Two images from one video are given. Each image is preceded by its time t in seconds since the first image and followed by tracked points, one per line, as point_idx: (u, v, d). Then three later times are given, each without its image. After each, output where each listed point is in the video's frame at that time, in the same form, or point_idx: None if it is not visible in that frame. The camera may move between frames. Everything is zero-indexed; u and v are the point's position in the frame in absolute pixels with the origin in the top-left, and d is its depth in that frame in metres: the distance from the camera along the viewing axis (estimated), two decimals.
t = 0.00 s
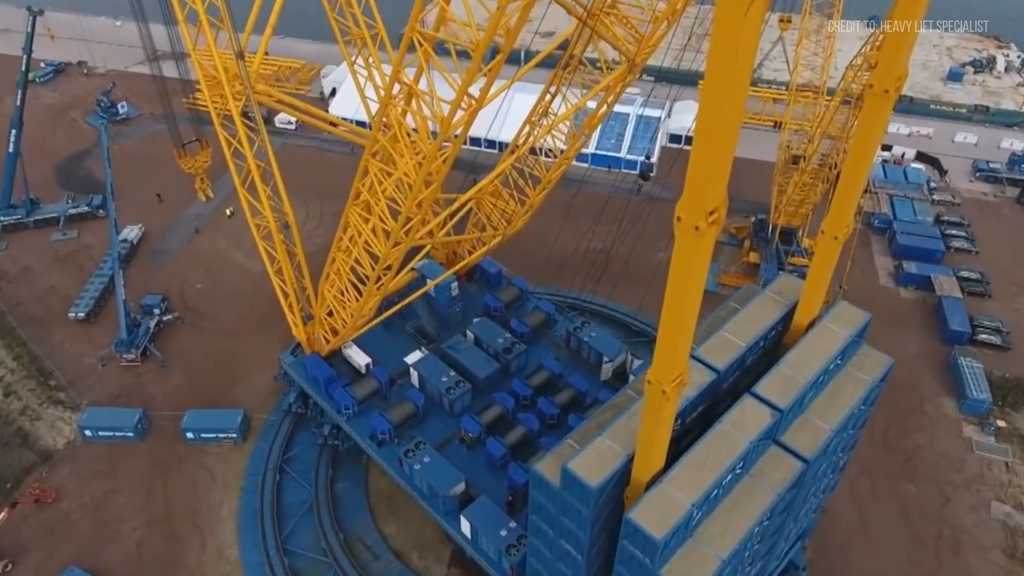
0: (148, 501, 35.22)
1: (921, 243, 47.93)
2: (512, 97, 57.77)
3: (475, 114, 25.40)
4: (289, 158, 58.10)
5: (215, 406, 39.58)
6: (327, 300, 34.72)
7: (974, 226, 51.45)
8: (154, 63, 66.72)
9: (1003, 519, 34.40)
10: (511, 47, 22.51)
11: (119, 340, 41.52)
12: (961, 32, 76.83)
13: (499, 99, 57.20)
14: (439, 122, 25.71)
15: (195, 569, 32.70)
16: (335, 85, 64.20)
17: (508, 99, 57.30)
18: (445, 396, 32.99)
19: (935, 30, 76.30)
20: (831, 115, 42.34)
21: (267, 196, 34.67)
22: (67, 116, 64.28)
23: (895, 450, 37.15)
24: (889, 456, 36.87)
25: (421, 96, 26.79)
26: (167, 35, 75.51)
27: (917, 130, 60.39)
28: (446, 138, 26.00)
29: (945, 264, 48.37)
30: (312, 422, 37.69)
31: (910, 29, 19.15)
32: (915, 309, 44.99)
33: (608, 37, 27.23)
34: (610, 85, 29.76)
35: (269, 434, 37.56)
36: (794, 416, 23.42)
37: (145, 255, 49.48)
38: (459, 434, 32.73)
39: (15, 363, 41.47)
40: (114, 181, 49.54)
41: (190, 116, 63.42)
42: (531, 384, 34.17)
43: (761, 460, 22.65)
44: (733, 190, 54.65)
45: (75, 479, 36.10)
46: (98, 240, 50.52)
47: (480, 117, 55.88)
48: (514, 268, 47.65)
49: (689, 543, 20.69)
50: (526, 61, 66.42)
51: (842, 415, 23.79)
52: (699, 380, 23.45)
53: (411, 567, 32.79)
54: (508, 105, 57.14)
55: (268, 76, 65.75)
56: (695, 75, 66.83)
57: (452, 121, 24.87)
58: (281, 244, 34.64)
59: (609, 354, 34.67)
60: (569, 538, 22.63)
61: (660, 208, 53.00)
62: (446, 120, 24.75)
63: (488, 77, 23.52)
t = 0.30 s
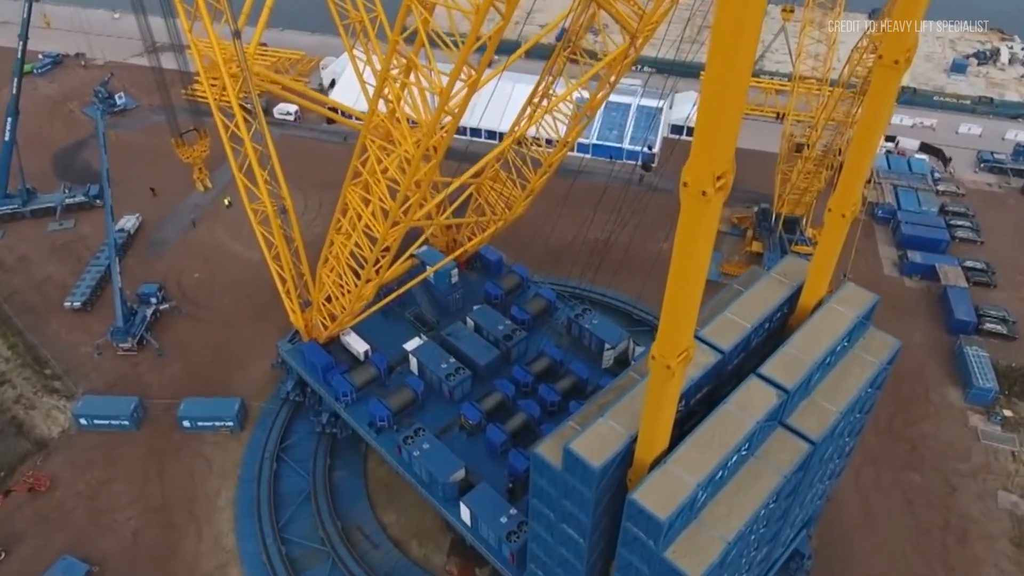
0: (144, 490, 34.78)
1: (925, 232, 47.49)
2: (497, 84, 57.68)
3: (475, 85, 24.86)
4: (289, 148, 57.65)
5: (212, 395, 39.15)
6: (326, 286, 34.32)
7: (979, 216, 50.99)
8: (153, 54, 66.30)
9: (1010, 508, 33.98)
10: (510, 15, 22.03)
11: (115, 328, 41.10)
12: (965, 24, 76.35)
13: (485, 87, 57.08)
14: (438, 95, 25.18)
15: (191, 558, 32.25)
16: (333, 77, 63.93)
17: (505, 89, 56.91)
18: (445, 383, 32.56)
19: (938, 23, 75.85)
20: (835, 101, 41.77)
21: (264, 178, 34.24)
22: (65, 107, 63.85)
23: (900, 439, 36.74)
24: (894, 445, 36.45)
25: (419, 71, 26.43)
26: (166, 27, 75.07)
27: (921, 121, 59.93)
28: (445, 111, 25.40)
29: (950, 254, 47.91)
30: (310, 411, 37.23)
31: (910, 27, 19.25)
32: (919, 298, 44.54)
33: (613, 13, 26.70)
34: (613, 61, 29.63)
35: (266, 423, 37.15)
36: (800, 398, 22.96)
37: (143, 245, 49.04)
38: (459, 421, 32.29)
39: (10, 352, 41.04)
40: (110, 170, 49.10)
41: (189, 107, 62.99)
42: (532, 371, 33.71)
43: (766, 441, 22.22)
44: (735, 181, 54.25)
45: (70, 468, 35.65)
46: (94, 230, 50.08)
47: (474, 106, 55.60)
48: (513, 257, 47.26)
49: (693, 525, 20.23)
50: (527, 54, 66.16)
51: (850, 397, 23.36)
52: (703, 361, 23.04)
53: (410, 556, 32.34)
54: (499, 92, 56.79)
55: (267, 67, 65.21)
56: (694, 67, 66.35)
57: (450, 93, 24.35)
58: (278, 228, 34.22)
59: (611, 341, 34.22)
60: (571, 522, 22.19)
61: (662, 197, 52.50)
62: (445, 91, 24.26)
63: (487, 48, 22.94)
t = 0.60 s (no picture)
0: (139, 479, 34.23)
1: (930, 222, 46.95)
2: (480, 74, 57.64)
3: (475, 56, 24.20)
4: (287, 139, 57.06)
5: (208, 384, 38.61)
6: (323, 273, 33.78)
7: (984, 206, 50.46)
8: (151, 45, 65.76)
9: (1019, 498, 33.47)
10: None
11: (110, 317, 40.57)
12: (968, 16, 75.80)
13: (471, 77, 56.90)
14: (437, 67, 24.52)
15: (187, 548, 31.71)
16: (333, 68, 63.49)
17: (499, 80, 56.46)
18: (445, 370, 32.01)
19: (941, 15, 75.39)
20: (841, 87, 41.55)
21: (261, 163, 33.70)
22: (61, 98, 63.29)
23: (906, 429, 36.22)
24: (901, 434, 35.93)
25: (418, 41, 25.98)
26: (164, 19, 74.50)
27: (924, 112, 59.39)
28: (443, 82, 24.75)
29: (955, 244, 47.36)
30: (308, 400, 36.64)
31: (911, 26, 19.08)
32: (925, 288, 44.01)
33: None
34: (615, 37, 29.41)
35: (263, 412, 36.59)
36: (808, 380, 22.41)
37: (139, 235, 48.50)
38: (459, 409, 31.74)
39: (4, 342, 40.51)
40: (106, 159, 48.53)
41: (187, 98, 62.44)
42: (533, 358, 33.15)
43: (774, 423, 21.67)
44: (737, 171, 53.71)
45: (64, 457, 35.11)
46: (90, 220, 49.54)
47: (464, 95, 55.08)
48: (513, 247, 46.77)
49: (700, 507, 19.69)
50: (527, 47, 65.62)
51: (859, 378, 22.83)
52: (709, 341, 22.50)
53: (410, 546, 31.77)
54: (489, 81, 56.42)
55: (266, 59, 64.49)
56: (695, 58, 65.67)
57: (450, 63, 23.63)
58: (275, 214, 33.69)
59: (613, 328, 33.68)
60: (574, 506, 21.64)
61: (661, 187, 51.94)
62: (443, 62, 23.61)
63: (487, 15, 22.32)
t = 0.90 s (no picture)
0: (132, 467, 33.60)
1: (936, 209, 46.32)
2: (471, 60, 57.29)
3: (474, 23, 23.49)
4: (284, 128, 56.38)
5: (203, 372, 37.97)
6: (320, 257, 33.14)
7: (990, 194, 49.84)
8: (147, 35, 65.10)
9: None
10: None
11: (104, 304, 39.93)
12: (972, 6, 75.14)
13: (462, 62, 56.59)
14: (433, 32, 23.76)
15: (181, 536, 31.08)
16: (332, 57, 62.77)
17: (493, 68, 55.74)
18: (444, 355, 31.37)
19: (945, 5, 74.75)
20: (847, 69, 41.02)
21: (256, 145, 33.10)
22: (56, 89, 62.65)
23: (914, 416, 35.59)
24: (908, 422, 35.29)
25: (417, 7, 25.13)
26: (162, 11, 73.83)
27: (929, 101, 58.75)
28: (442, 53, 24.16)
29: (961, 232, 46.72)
30: (304, 387, 35.95)
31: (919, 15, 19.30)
32: (931, 275, 43.39)
33: None
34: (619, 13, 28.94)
35: (259, 400, 35.94)
36: (818, 357, 21.78)
37: (134, 223, 47.87)
38: (459, 394, 31.11)
39: None
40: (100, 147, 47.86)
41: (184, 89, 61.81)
42: (534, 344, 32.50)
43: (783, 401, 21.05)
44: (740, 160, 53.07)
45: (56, 446, 34.47)
46: (84, 209, 48.90)
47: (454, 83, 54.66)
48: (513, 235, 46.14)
49: (708, 486, 19.05)
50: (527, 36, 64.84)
51: (870, 357, 22.21)
52: (716, 319, 21.88)
53: (408, 535, 31.12)
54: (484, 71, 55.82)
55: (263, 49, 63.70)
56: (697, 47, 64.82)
57: (447, 29, 22.93)
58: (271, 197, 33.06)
59: (616, 313, 33.05)
60: (576, 488, 21.02)
61: (661, 176, 51.28)
62: (441, 27, 22.90)
63: None
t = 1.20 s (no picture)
0: (126, 455, 33.02)
1: (940, 197, 45.86)
2: (463, 48, 57.10)
3: None
4: (282, 118, 55.78)
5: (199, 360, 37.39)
6: (318, 240, 32.59)
7: (994, 183, 49.37)
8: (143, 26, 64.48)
9: None
10: None
11: (98, 292, 39.36)
12: None
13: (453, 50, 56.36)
14: None
15: (175, 525, 30.50)
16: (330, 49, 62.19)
17: (490, 57, 55.26)
18: (444, 340, 30.83)
19: None
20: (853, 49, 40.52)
21: (252, 127, 32.53)
22: (51, 80, 62.03)
23: (919, 402, 35.14)
24: (914, 408, 34.84)
25: None
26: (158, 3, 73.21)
27: (931, 90, 58.32)
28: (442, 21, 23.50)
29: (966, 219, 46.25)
30: (302, 374, 35.38)
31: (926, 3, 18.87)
32: (936, 262, 42.91)
33: None
34: None
35: (256, 387, 35.41)
36: (827, 334, 21.27)
37: (129, 213, 47.28)
38: (459, 379, 30.57)
39: None
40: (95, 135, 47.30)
41: (180, 80, 61.25)
42: (535, 328, 31.95)
43: (792, 378, 20.53)
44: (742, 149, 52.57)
45: (48, 434, 33.88)
46: (79, 198, 48.32)
47: (444, 71, 54.43)
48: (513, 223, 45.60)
49: (716, 463, 18.55)
50: (525, 26, 64.29)
51: (881, 334, 21.70)
52: (723, 294, 21.38)
53: (407, 523, 30.60)
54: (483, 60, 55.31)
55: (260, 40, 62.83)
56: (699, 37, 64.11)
57: None
58: (268, 179, 32.54)
59: (619, 298, 32.52)
60: (581, 468, 20.50)
61: (662, 165, 50.72)
62: None
63: None
